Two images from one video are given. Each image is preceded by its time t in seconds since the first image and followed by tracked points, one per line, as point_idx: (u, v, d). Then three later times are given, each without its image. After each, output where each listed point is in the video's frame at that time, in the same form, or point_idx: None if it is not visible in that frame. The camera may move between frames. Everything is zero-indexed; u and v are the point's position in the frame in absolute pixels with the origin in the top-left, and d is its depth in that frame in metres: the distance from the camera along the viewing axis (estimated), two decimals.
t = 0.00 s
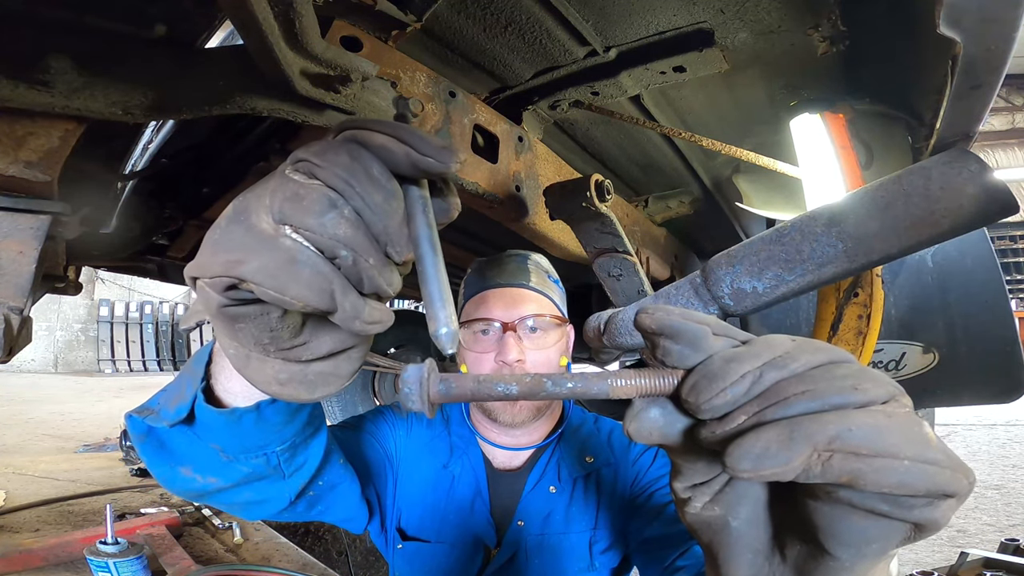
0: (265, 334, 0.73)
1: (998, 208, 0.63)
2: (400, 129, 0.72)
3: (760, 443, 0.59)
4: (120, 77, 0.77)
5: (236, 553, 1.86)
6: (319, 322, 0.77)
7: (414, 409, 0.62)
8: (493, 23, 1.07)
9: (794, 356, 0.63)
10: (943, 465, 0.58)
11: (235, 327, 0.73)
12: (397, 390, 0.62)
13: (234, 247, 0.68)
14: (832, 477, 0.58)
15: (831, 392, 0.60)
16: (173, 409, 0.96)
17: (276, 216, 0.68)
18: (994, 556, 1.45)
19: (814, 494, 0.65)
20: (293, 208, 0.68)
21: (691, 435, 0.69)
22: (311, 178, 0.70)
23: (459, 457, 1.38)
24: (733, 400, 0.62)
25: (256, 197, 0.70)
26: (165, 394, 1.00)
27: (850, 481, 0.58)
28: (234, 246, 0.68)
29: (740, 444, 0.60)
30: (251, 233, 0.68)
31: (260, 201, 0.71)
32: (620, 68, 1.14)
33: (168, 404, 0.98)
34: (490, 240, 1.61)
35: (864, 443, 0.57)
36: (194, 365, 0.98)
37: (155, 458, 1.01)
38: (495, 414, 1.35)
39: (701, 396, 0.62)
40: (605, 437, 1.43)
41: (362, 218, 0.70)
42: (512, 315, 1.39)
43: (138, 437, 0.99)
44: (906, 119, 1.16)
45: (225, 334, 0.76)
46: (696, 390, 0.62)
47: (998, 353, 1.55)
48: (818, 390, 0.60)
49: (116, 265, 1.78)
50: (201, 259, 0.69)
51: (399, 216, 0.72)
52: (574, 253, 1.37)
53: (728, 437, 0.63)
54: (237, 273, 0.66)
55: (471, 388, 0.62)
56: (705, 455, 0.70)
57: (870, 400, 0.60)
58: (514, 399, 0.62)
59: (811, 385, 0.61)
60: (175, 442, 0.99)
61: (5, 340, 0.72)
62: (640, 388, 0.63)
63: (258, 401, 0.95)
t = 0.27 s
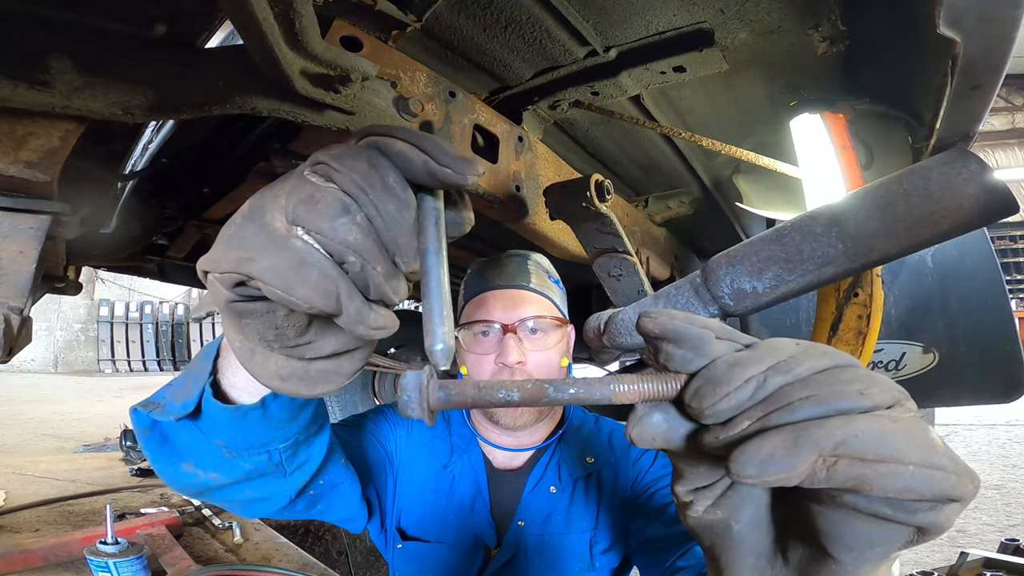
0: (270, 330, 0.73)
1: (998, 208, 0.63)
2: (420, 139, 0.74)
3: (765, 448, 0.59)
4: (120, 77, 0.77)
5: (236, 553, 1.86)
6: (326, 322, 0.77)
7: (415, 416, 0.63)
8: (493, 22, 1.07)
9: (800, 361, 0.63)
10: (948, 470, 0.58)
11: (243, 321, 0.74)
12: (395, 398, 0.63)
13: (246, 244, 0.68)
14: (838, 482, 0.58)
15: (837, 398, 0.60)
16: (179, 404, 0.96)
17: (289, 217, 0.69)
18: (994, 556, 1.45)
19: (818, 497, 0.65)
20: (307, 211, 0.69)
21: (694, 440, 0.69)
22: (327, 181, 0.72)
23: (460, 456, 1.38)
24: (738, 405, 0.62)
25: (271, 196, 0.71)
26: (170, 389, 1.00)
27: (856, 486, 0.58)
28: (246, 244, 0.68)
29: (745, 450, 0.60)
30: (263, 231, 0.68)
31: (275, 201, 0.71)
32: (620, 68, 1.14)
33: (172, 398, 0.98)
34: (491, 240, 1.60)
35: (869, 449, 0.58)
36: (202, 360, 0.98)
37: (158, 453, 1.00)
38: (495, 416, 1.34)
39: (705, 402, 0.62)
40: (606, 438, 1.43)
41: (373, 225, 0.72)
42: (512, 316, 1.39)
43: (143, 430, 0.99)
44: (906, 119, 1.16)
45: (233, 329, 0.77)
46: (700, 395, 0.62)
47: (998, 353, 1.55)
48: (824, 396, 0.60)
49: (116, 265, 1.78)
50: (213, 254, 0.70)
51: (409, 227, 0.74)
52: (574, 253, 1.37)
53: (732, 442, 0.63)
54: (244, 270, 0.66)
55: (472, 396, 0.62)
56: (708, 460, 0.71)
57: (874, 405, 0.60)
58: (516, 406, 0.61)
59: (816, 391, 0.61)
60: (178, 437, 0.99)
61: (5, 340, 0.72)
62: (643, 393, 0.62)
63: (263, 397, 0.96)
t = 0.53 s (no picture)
0: (270, 328, 0.74)
1: (999, 208, 0.63)
2: (422, 141, 0.72)
3: (761, 447, 0.59)
4: (120, 77, 0.77)
5: (236, 553, 1.86)
6: (325, 321, 0.77)
7: (416, 417, 0.63)
8: (493, 23, 1.07)
9: (794, 361, 0.63)
10: (942, 468, 0.58)
11: (242, 319, 0.74)
12: (395, 399, 0.63)
13: (246, 246, 0.68)
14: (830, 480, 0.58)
15: (832, 397, 0.60)
16: (180, 401, 0.96)
17: (289, 219, 0.69)
18: (995, 556, 1.45)
19: (813, 496, 0.65)
20: (307, 213, 0.68)
21: (692, 439, 0.69)
22: (328, 183, 0.71)
23: (459, 456, 1.38)
24: (732, 404, 0.62)
25: (271, 197, 0.70)
26: (170, 386, 1.00)
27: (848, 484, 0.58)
28: (247, 245, 0.68)
29: (740, 449, 0.59)
30: (263, 233, 0.68)
31: (276, 202, 0.70)
32: (620, 68, 1.14)
33: (172, 395, 0.98)
34: (491, 240, 1.60)
35: (863, 447, 0.58)
36: (203, 358, 0.97)
37: (158, 450, 1.01)
38: (496, 416, 1.34)
39: (701, 401, 0.62)
40: (606, 438, 1.43)
41: (373, 228, 0.71)
42: (512, 316, 1.39)
43: (143, 428, 1.00)
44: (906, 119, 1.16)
45: (232, 327, 0.77)
46: (696, 395, 0.62)
47: (998, 353, 1.55)
48: (818, 395, 0.60)
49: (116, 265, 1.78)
50: (213, 254, 0.70)
51: (410, 231, 0.73)
52: (574, 253, 1.37)
53: (727, 440, 0.64)
54: (245, 271, 0.67)
55: (472, 396, 0.62)
56: (705, 459, 0.70)
57: (869, 404, 0.60)
58: (515, 406, 0.62)
59: (811, 390, 0.61)
60: (178, 435, 0.99)
61: (5, 340, 0.72)
62: (641, 393, 0.63)
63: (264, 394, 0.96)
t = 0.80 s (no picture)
0: (276, 332, 0.74)
1: (998, 208, 0.63)
2: (428, 144, 0.73)
3: (757, 444, 0.59)
4: (120, 77, 0.77)
5: (236, 553, 1.86)
6: (331, 324, 0.77)
7: (416, 416, 0.63)
8: (493, 23, 1.07)
9: (791, 360, 0.64)
10: (937, 466, 0.57)
11: (249, 323, 0.74)
12: (397, 398, 0.64)
13: (255, 250, 0.69)
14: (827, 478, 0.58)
15: (827, 395, 0.60)
16: (184, 403, 0.96)
17: (298, 224, 0.69)
18: (994, 556, 1.45)
19: (810, 494, 0.65)
20: (316, 218, 0.69)
21: (690, 437, 0.69)
22: (336, 188, 0.71)
23: (460, 456, 1.38)
24: (731, 403, 0.62)
25: (279, 202, 0.71)
26: (173, 388, 1.00)
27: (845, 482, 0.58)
28: (255, 250, 0.69)
29: (738, 446, 0.60)
30: (272, 238, 0.69)
31: (283, 207, 0.71)
32: (621, 68, 1.14)
33: (176, 398, 0.98)
34: (490, 240, 1.60)
35: (859, 444, 0.58)
36: (207, 360, 0.97)
37: (161, 452, 1.01)
38: (497, 418, 1.35)
39: (699, 399, 0.62)
40: (606, 438, 1.42)
41: (381, 232, 0.72)
42: (513, 317, 1.39)
43: (147, 430, 1.00)
44: (905, 119, 1.16)
45: (237, 331, 0.77)
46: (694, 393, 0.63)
47: (998, 353, 1.55)
48: (813, 393, 0.61)
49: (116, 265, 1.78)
50: (221, 259, 0.70)
51: (418, 235, 0.73)
52: (574, 253, 1.37)
53: (725, 438, 0.64)
54: (254, 275, 0.67)
55: (472, 394, 0.62)
56: (704, 457, 0.70)
57: (864, 402, 0.60)
58: (514, 405, 0.62)
59: (807, 388, 0.62)
60: (182, 437, 0.99)
61: (5, 340, 0.72)
62: (639, 391, 0.62)
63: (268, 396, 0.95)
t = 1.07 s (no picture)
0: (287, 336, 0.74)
1: (999, 208, 0.63)
2: (440, 147, 0.73)
3: (760, 447, 0.59)
4: (120, 77, 0.77)
5: (236, 553, 1.86)
6: (340, 327, 0.77)
7: (417, 419, 0.63)
8: (493, 23, 1.07)
9: (794, 361, 0.63)
10: (938, 467, 0.58)
11: (259, 327, 0.74)
12: (398, 400, 0.63)
13: (267, 253, 0.68)
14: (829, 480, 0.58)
15: (831, 397, 0.60)
16: (189, 406, 0.96)
17: (311, 227, 0.69)
18: (994, 556, 1.45)
19: (811, 495, 0.65)
20: (329, 221, 0.69)
21: (692, 439, 0.69)
22: (348, 191, 0.71)
23: (460, 455, 1.38)
24: (733, 404, 0.62)
25: (291, 205, 0.70)
26: (177, 391, 1.00)
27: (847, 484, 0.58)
28: (268, 254, 0.68)
29: (740, 448, 0.60)
30: (284, 241, 0.68)
31: (295, 210, 0.70)
32: (621, 68, 1.14)
33: (180, 401, 0.98)
34: (490, 240, 1.60)
35: (861, 447, 0.58)
36: (213, 362, 0.97)
37: (166, 454, 1.01)
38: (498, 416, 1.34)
39: (702, 401, 0.62)
40: (606, 438, 1.43)
41: (394, 236, 0.72)
42: (514, 316, 1.39)
43: (151, 433, 0.99)
44: (905, 119, 1.17)
45: (246, 335, 0.77)
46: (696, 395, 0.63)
47: (998, 353, 1.55)
48: (815, 396, 0.61)
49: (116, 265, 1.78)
50: (233, 263, 0.70)
51: (431, 239, 0.73)
52: (574, 253, 1.37)
53: (727, 440, 0.64)
54: (268, 279, 0.67)
55: (474, 398, 0.62)
56: (704, 459, 0.70)
57: (867, 404, 0.60)
58: (517, 407, 0.61)
59: (809, 390, 0.61)
60: (187, 439, 0.99)
61: (5, 340, 0.72)
62: (641, 394, 0.63)
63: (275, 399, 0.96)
